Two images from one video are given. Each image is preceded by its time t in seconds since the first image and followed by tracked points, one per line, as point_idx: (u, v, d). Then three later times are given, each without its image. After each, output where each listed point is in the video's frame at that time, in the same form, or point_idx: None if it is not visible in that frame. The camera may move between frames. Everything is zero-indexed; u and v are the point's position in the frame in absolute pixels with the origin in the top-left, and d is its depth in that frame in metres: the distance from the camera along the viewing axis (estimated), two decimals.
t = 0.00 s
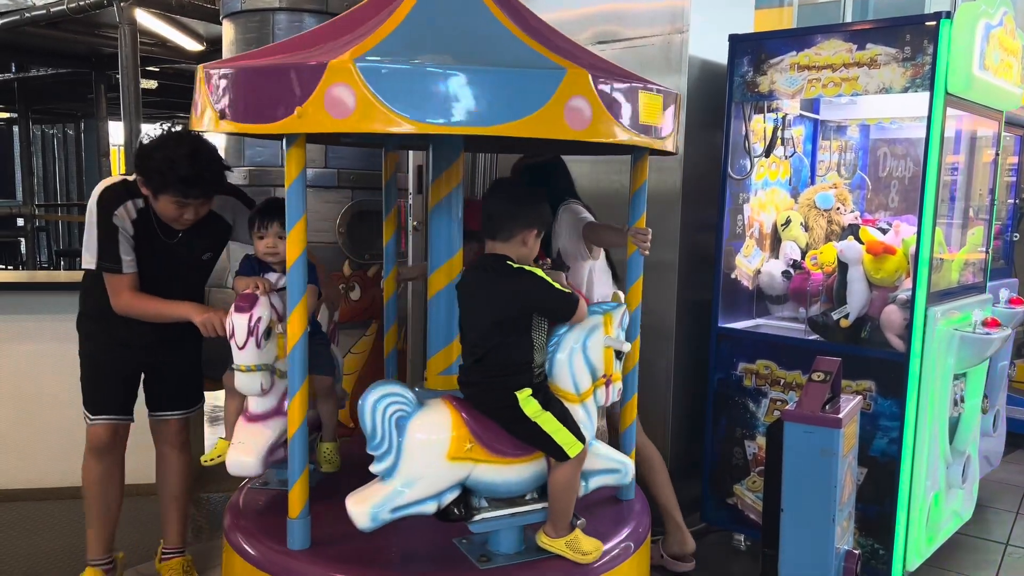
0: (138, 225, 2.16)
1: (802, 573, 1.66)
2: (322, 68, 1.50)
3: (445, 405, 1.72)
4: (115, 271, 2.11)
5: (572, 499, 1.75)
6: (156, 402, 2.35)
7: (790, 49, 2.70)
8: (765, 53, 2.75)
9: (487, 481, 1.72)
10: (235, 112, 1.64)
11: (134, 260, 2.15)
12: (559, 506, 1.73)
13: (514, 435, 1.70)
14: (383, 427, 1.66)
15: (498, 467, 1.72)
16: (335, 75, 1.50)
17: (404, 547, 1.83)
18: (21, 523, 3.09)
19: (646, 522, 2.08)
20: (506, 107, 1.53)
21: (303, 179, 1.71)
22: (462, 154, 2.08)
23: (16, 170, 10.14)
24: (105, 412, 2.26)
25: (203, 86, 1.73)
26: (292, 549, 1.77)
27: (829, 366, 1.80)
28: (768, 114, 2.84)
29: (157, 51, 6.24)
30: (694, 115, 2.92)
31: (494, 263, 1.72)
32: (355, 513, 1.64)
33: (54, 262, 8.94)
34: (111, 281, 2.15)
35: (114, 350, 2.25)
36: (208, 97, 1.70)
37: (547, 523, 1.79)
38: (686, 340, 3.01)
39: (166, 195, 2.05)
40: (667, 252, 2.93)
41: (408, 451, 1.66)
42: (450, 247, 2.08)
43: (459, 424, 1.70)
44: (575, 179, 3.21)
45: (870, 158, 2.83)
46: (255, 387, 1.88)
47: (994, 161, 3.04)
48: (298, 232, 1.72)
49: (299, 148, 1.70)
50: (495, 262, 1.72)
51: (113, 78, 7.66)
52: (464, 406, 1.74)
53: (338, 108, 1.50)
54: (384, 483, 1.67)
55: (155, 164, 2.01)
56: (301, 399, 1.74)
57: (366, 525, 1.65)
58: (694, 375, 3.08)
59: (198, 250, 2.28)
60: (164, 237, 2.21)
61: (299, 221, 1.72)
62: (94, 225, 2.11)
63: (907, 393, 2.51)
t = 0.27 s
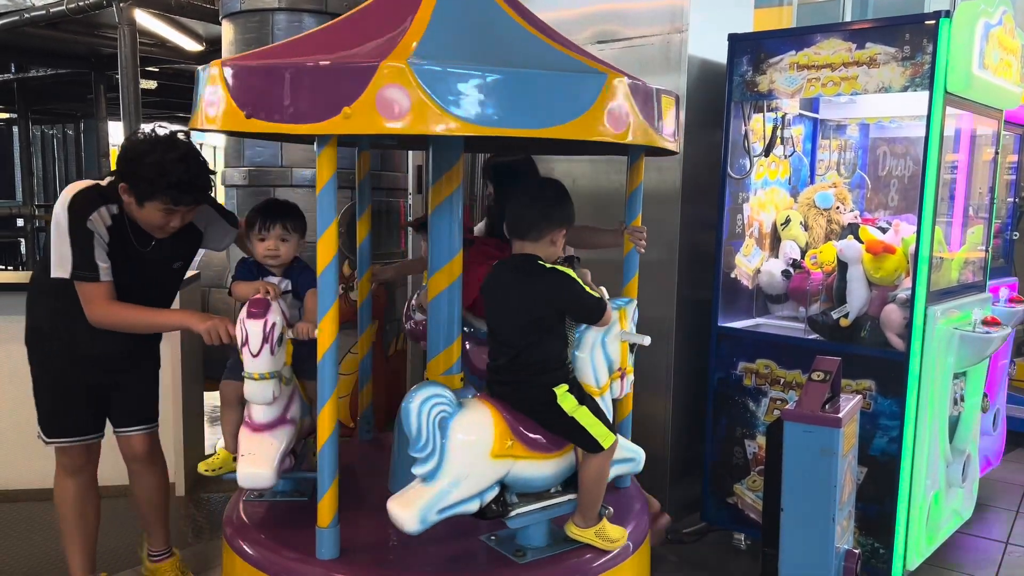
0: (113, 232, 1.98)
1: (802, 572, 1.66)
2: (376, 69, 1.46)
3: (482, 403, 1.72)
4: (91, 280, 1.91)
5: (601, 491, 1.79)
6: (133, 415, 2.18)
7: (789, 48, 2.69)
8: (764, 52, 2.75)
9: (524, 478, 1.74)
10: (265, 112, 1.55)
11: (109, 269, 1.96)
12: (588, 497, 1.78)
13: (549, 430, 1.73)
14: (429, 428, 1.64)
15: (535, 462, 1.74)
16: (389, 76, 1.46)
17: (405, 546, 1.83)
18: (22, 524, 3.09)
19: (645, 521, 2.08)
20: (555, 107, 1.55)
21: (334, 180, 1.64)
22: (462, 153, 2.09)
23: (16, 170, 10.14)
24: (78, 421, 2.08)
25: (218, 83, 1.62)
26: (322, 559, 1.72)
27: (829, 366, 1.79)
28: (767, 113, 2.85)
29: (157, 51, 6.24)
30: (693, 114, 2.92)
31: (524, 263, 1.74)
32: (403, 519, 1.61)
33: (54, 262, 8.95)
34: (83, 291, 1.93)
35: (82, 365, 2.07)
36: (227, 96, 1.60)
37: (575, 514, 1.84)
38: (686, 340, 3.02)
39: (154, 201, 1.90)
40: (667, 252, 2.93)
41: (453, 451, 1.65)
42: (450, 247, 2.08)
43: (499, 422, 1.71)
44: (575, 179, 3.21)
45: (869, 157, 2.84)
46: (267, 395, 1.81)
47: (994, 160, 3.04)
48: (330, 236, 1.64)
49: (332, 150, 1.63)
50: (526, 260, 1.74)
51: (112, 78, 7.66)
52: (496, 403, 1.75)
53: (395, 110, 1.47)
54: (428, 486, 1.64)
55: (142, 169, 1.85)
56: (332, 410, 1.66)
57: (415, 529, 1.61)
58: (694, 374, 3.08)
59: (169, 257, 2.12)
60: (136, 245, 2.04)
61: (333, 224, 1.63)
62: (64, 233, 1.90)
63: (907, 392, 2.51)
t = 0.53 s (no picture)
0: (101, 242, 1.81)
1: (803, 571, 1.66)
2: (422, 68, 1.46)
3: (513, 400, 1.74)
4: (82, 292, 1.72)
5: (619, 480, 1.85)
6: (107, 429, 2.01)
7: (788, 46, 2.68)
8: (764, 50, 2.74)
9: (552, 471, 1.77)
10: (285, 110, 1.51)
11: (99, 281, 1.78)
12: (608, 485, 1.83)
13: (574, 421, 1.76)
14: (468, 425, 1.64)
15: (562, 455, 1.78)
16: (438, 76, 1.46)
17: (404, 545, 1.83)
18: (22, 524, 3.09)
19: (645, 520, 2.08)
20: (588, 107, 1.58)
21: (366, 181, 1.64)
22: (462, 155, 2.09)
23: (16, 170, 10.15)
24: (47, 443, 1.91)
25: (238, 80, 1.55)
26: (352, 564, 1.69)
27: (829, 364, 1.79)
28: (767, 112, 2.84)
29: (156, 51, 6.23)
30: (693, 113, 2.92)
31: (551, 261, 1.79)
32: (446, 519, 1.59)
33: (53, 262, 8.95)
34: (70, 308, 1.74)
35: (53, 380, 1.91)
36: (250, 93, 1.53)
37: (593, 502, 1.90)
38: (686, 339, 3.02)
39: (155, 208, 1.74)
40: (667, 251, 2.93)
41: (490, 448, 1.66)
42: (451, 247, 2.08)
43: (532, 417, 1.73)
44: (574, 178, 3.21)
45: (869, 156, 2.84)
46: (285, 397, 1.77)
47: (994, 158, 3.04)
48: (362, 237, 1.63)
49: (364, 151, 1.62)
50: (554, 257, 1.80)
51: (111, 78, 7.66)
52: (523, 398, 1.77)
53: (442, 110, 1.47)
54: (467, 484, 1.64)
55: (144, 174, 1.69)
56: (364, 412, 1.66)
57: (458, 528, 1.60)
58: (694, 372, 3.08)
59: (151, 266, 1.95)
60: (119, 254, 1.85)
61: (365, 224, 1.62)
62: (50, 248, 1.73)
63: (908, 390, 2.50)
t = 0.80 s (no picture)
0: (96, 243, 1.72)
1: (802, 569, 1.66)
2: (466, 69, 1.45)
3: (540, 394, 1.75)
4: (86, 300, 1.61)
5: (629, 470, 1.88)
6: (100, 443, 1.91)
7: (788, 44, 2.68)
8: (763, 49, 2.74)
9: (575, 463, 1.79)
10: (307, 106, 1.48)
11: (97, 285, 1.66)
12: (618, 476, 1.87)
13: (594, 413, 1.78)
14: (501, 421, 1.65)
15: (588, 448, 1.79)
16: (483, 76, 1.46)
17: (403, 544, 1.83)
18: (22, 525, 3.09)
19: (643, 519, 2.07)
20: (616, 107, 1.60)
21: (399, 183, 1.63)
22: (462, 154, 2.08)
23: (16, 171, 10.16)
24: (38, 462, 1.73)
25: (265, 75, 1.50)
26: (384, 567, 1.68)
27: (828, 362, 1.78)
28: (766, 110, 2.85)
29: (155, 51, 6.23)
30: (692, 111, 2.92)
31: (568, 259, 1.84)
32: (485, 515, 1.62)
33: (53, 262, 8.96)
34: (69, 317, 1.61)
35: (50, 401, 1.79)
36: (281, 88, 1.49)
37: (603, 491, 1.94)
38: (686, 338, 3.02)
39: (156, 196, 1.65)
40: (666, 249, 2.93)
41: (523, 444, 1.68)
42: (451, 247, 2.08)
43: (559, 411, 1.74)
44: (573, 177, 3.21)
45: (868, 154, 2.84)
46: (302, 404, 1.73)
47: (993, 156, 3.04)
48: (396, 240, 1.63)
49: (396, 151, 1.61)
50: (572, 257, 1.84)
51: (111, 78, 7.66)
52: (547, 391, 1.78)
53: (486, 109, 1.47)
54: (502, 480, 1.66)
55: (143, 161, 1.61)
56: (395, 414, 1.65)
57: (497, 523, 1.63)
58: (693, 371, 3.08)
59: (148, 267, 1.88)
60: (116, 253, 1.78)
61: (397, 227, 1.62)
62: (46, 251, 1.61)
63: (907, 387, 2.50)
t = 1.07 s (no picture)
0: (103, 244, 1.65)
1: (800, 569, 1.66)
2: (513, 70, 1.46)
3: (564, 389, 1.75)
4: (97, 301, 1.54)
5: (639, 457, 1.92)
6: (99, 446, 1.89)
7: (786, 43, 2.68)
8: (761, 48, 2.74)
9: (594, 457, 1.80)
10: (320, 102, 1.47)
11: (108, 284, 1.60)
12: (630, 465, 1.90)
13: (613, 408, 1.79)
14: (534, 418, 1.65)
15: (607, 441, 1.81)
16: (528, 75, 1.47)
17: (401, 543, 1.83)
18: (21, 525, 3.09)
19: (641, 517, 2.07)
20: (638, 108, 1.63)
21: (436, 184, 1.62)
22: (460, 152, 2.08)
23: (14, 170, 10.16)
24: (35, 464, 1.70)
25: (301, 72, 1.44)
26: (419, 568, 1.67)
27: (827, 361, 1.78)
28: (763, 109, 2.86)
29: (152, 50, 6.23)
30: (690, 110, 2.92)
31: (583, 257, 1.85)
32: (524, 512, 1.64)
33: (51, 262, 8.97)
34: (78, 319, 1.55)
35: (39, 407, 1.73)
36: (321, 87, 1.44)
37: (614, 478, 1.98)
38: (685, 337, 3.02)
39: (169, 188, 1.59)
40: (665, 248, 2.93)
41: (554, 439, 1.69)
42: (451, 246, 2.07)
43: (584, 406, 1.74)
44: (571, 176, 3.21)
45: (866, 152, 2.83)
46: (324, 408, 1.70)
47: (991, 154, 3.04)
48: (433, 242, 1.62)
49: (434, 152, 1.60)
50: (588, 254, 1.85)
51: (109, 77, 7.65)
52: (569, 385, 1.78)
53: (532, 108, 1.49)
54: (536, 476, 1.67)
55: (157, 150, 1.55)
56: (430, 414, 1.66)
57: (535, 516, 1.65)
58: (692, 370, 3.08)
59: (145, 266, 1.81)
60: (120, 252, 1.74)
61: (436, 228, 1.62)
62: (54, 250, 1.54)
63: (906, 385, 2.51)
